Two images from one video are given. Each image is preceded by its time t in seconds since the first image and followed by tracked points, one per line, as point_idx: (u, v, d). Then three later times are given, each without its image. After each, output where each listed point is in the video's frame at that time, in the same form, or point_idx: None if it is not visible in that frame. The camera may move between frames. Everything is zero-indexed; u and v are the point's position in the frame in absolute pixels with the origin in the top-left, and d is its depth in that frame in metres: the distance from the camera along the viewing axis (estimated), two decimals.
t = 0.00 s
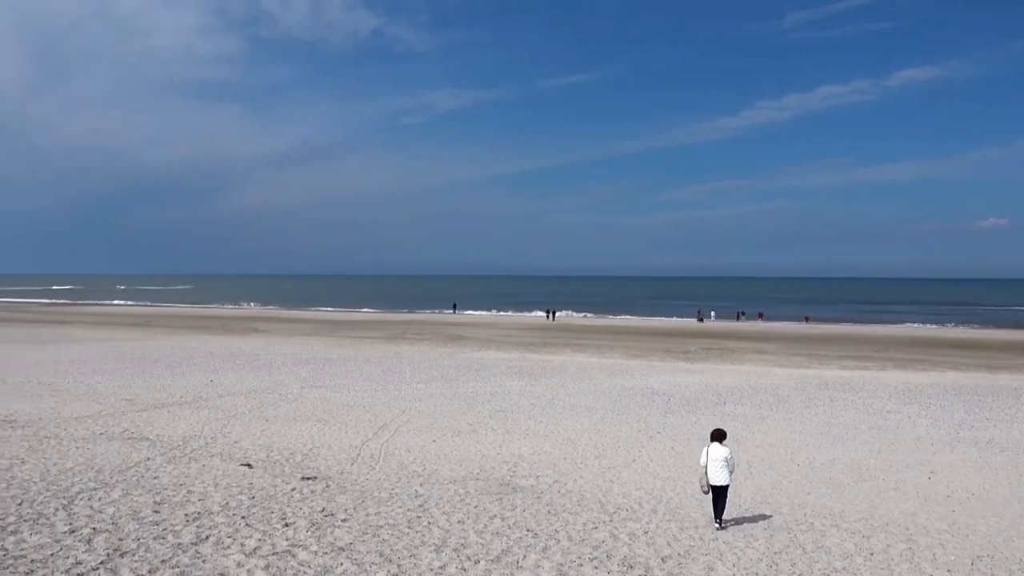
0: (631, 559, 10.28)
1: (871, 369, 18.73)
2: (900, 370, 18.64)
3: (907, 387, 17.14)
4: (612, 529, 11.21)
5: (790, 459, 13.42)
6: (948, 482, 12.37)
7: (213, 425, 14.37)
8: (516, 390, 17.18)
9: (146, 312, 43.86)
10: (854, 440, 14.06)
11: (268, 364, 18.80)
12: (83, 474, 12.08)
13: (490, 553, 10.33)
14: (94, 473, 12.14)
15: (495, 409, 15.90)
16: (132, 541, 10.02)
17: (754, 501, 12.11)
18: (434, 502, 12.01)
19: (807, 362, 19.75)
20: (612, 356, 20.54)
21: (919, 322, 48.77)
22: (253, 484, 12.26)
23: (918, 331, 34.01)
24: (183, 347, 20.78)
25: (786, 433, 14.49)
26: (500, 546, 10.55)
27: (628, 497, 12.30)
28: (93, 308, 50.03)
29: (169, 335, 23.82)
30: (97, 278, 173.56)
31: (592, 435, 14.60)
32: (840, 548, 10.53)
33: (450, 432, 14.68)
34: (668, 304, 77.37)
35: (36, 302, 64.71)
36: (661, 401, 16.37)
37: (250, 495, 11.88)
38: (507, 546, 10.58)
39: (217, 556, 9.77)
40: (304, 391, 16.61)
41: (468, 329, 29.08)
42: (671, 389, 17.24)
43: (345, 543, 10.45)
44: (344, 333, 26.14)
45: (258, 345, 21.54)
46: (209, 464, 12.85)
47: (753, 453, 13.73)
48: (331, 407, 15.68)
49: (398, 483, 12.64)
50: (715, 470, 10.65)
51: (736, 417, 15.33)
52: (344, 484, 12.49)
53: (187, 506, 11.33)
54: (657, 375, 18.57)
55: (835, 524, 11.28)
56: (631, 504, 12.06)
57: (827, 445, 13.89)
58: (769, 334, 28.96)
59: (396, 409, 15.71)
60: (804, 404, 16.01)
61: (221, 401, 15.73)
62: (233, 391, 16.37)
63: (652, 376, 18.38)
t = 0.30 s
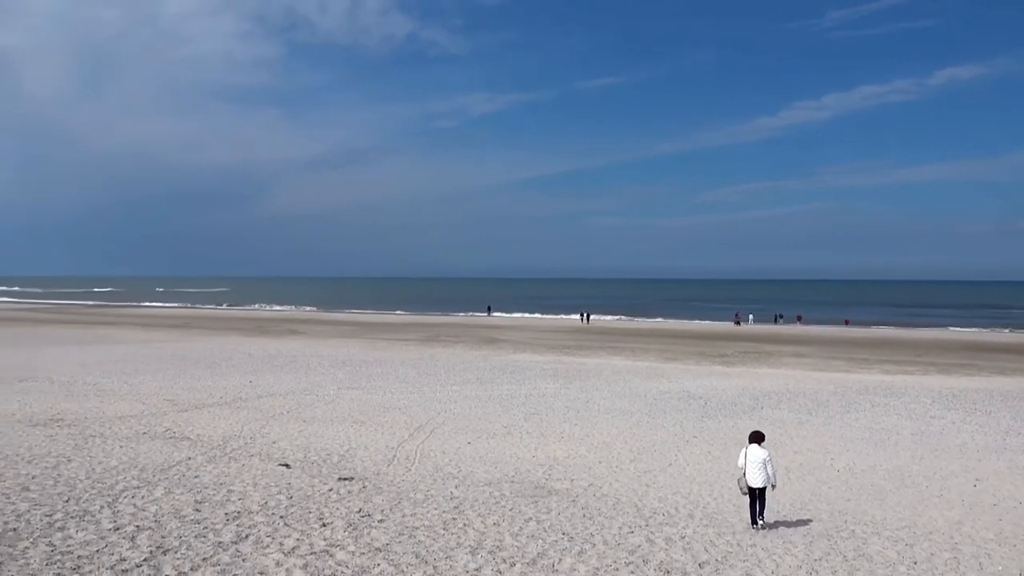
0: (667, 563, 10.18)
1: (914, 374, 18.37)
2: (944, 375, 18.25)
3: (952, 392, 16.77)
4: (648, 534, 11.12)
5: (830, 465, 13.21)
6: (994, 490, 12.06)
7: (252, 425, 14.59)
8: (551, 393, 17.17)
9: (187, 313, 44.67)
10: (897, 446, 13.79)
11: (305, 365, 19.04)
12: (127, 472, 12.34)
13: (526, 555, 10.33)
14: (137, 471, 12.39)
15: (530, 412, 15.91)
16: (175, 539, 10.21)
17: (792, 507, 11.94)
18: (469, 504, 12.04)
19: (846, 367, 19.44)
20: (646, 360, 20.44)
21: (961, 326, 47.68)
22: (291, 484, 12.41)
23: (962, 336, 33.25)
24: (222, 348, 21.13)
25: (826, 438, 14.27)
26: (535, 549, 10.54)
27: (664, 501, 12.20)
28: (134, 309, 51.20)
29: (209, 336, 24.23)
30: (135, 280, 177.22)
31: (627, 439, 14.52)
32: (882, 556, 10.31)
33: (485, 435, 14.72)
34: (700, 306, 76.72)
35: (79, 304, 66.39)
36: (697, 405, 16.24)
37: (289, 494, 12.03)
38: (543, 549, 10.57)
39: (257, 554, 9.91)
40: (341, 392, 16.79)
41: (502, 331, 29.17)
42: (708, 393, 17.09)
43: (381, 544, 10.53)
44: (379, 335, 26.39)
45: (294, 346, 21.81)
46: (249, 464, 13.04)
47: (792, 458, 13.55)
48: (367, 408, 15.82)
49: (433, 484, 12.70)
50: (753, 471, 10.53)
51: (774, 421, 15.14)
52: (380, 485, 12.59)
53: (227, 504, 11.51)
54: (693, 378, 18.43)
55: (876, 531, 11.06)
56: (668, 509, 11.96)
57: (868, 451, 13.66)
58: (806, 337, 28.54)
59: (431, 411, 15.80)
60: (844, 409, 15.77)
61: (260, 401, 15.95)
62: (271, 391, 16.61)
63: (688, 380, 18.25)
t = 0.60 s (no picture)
0: (705, 570, 10.06)
1: (958, 380, 17.97)
2: (990, 381, 17.83)
3: (998, 399, 16.38)
4: (685, 540, 11.01)
5: (871, 473, 12.98)
6: None
7: (290, 427, 14.78)
8: (585, 397, 17.13)
9: (225, 316, 45.35)
10: (941, 454, 13.51)
11: (342, 367, 19.25)
12: (169, 471, 12.58)
13: (561, 559, 10.31)
14: (179, 471, 12.63)
15: (565, 416, 15.89)
16: (215, 538, 10.38)
17: (833, 515, 11.74)
18: (504, 507, 12.05)
19: (888, 372, 19.10)
20: (681, 363, 20.29)
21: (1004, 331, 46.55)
22: (328, 485, 12.55)
23: (1008, 342, 32.44)
24: (260, 350, 21.45)
25: (867, 445, 14.03)
26: (571, 554, 10.51)
27: (701, 507, 12.08)
28: (173, 312, 52.20)
29: (247, 338, 24.61)
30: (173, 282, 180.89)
31: (663, 443, 14.43)
32: (926, 565, 10.08)
33: (520, 438, 14.73)
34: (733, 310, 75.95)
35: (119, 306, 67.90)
36: (734, 410, 16.08)
37: (326, 495, 12.16)
38: (578, 553, 10.53)
39: (295, 554, 10.03)
40: (377, 394, 16.93)
41: (535, 334, 29.17)
42: (745, 398, 16.91)
43: (417, 546, 10.59)
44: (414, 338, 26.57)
45: (330, 349, 22.05)
46: (287, 465, 13.21)
47: (832, 465, 13.34)
48: (403, 411, 15.93)
49: (469, 487, 12.75)
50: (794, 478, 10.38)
51: (813, 427, 14.93)
52: (416, 487, 12.66)
53: (266, 505, 11.68)
54: (730, 383, 18.24)
55: (920, 541, 10.82)
56: (704, 515, 11.84)
57: (911, 458, 13.40)
58: (844, 342, 28.04)
59: (467, 414, 15.86)
60: (885, 415, 15.49)
61: (297, 403, 16.15)
62: (308, 393, 16.81)
63: (725, 385, 18.07)
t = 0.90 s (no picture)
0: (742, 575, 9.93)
1: (1002, 384, 17.56)
2: None
3: None
4: (722, 544, 10.89)
5: (912, 478, 12.74)
6: None
7: (325, 428, 14.94)
8: (619, 399, 17.06)
9: (260, 318, 46.03)
10: (986, 459, 13.21)
11: (376, 370, 19.40)
12: (208, 472, 12.79)
13: (596, 563, 10.26)
14: (217, 471, 12.83)
15: (599, 418, 15.85)
16: (253, 538, 10.52)
17: (873, 521, 11.53)
18: (539, 510, 12.04)
19: (929, 375, 18.73)
20: (716, 366, 20.12)
21: None
22: (364, 486, 12.65)
23: None
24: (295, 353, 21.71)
25: (909, 450, 13.78)
26: (606, 557, 10.46)
27: (737, 511, 11.95)
28: (211, 316, 53.10)
29: (282, 341, 24.92)
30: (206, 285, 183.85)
31: (699, 447, 14.31)
32: (971, 573, 9.85)
33: (554, 441, 14.72)
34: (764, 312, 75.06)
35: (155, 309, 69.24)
36: (770, 413, 15.90)
37: (361, 497, 12.26)
38: (613, 557, 10.48)
39: (331, 555, 10.13)
40: (411, 397, 17.03)
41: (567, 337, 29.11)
42: (781, 401, 16.71)
43: (452, 548, 10.62)
44: (446, 340, 26.69)
45: (364, 351, 22.24)
46: (323, 466, 13.35)
47: (871, 470, 13.11)
48: (437, 413, 16.01)
49: (503, 489, 12.76)
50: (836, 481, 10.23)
51: (852, 431, 14.71)
52: (450, 489, 12.71)
53: (303, 505, 11.81)
54: (766, 386, 18.03)
55: (964, 548, 10.57)
56: (741, 519, 11.70)
57: (954, 464, 13.12)
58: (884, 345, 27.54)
59: (500, 416, 15.89)
60: (927, 420, 15.19)
61: (333, 405, 16.32)
62: (343, 395, 16.98)
63: (761, 388, 17.87)
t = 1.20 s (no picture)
0: None
1: None
2: None
3: None
4: (759, 549, 10.76)
5: (955, 483, 12.47)
6: None
7: (360, 430, 15.07)
8: (653, 402, 16.95)
9: (296, 321, 46.58)
10: None
11: (410, 372, 19.52)
12: (246, 472, 12.98)
13: (632, 566, 10.19)
14: (255, 472, 13.01)
15: (633, 421, 15.77)
16: (291, 538, 10.64)
17: (915, 526, 11.29)
18: (573, 513, 12.01)
19: (973, 378, 18.31)
20: (751, 368, 19.89)
21: None
22: (398, 488, 12.74)
23: None
24: (330, 355, 21.94)
25: (952, 454, 13.49)
26: (641, 561, 10.40)
27: (774, 515, 11.80)
28: (247, 318, 54.00)
29: (318, 344, 25.19)
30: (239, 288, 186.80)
31: (735, 450, 14.16)
32: None
33: (588, 443, 14.67)
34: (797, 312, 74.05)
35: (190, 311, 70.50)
36: (808, 416, 15.68)
37: (396, 498, 12.35)
38: (649, 561, 10.41)
39: (368, 556, 10.21)
40: (445, 399, 17.11)
41: (599, 339, 29.00)
42: (819, 404, 16.48)
43: (486, 550, 10.64)
44: (478, 342, 26.75)
45: (398, 353, 22.40)
46: (358, 467, 13.47)
47: (913, 474, 12.86)
48: (471, 415, 16.06)
49: (537, 492, 12.76)
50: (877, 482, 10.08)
51: (892, 434, 14.45)
52: (484, 491, 12.75)
53: (339, 506, 11.93)
54: (803, 388, 17.78)
55: (1011, 555, 10.31)
56: (779, 524, 11.55)
57: (999, 468, 12.81)
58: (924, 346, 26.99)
59: (534, 419, 15.90)
60: (970, 423, 14.86)
61: (367, 406, 16.46)
62: (378, 397, 17.11)
63: (798, 390, 17.64)
